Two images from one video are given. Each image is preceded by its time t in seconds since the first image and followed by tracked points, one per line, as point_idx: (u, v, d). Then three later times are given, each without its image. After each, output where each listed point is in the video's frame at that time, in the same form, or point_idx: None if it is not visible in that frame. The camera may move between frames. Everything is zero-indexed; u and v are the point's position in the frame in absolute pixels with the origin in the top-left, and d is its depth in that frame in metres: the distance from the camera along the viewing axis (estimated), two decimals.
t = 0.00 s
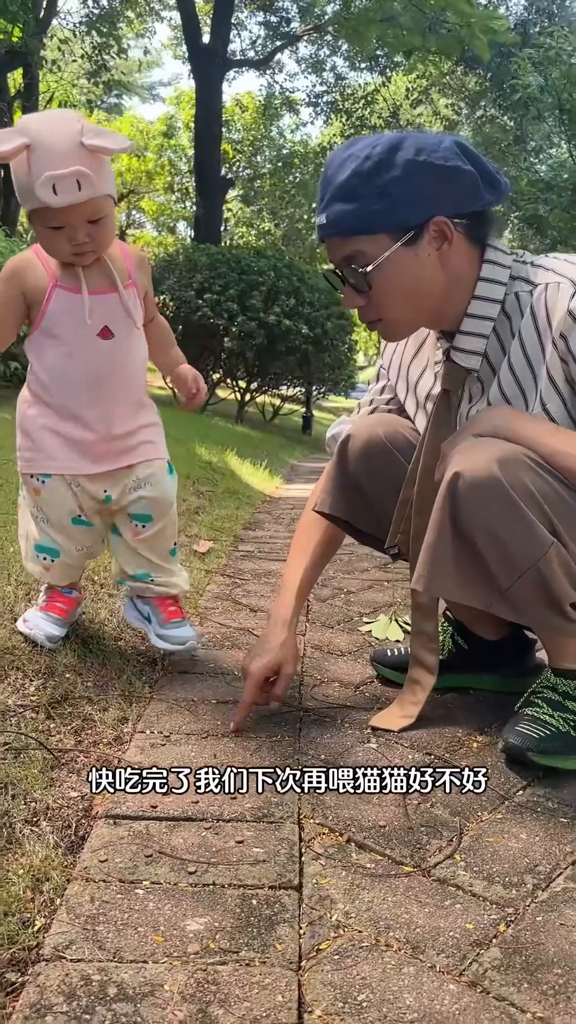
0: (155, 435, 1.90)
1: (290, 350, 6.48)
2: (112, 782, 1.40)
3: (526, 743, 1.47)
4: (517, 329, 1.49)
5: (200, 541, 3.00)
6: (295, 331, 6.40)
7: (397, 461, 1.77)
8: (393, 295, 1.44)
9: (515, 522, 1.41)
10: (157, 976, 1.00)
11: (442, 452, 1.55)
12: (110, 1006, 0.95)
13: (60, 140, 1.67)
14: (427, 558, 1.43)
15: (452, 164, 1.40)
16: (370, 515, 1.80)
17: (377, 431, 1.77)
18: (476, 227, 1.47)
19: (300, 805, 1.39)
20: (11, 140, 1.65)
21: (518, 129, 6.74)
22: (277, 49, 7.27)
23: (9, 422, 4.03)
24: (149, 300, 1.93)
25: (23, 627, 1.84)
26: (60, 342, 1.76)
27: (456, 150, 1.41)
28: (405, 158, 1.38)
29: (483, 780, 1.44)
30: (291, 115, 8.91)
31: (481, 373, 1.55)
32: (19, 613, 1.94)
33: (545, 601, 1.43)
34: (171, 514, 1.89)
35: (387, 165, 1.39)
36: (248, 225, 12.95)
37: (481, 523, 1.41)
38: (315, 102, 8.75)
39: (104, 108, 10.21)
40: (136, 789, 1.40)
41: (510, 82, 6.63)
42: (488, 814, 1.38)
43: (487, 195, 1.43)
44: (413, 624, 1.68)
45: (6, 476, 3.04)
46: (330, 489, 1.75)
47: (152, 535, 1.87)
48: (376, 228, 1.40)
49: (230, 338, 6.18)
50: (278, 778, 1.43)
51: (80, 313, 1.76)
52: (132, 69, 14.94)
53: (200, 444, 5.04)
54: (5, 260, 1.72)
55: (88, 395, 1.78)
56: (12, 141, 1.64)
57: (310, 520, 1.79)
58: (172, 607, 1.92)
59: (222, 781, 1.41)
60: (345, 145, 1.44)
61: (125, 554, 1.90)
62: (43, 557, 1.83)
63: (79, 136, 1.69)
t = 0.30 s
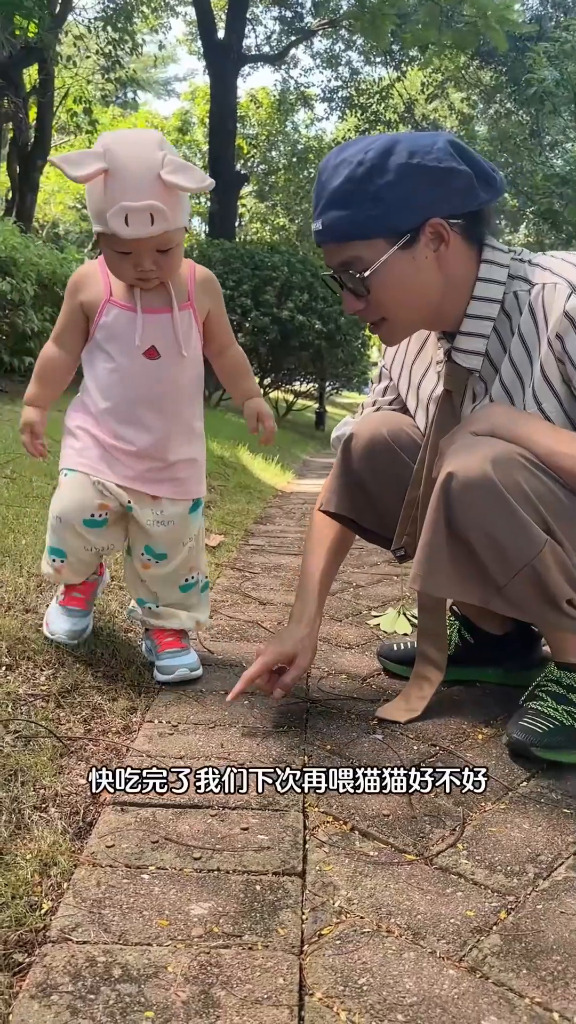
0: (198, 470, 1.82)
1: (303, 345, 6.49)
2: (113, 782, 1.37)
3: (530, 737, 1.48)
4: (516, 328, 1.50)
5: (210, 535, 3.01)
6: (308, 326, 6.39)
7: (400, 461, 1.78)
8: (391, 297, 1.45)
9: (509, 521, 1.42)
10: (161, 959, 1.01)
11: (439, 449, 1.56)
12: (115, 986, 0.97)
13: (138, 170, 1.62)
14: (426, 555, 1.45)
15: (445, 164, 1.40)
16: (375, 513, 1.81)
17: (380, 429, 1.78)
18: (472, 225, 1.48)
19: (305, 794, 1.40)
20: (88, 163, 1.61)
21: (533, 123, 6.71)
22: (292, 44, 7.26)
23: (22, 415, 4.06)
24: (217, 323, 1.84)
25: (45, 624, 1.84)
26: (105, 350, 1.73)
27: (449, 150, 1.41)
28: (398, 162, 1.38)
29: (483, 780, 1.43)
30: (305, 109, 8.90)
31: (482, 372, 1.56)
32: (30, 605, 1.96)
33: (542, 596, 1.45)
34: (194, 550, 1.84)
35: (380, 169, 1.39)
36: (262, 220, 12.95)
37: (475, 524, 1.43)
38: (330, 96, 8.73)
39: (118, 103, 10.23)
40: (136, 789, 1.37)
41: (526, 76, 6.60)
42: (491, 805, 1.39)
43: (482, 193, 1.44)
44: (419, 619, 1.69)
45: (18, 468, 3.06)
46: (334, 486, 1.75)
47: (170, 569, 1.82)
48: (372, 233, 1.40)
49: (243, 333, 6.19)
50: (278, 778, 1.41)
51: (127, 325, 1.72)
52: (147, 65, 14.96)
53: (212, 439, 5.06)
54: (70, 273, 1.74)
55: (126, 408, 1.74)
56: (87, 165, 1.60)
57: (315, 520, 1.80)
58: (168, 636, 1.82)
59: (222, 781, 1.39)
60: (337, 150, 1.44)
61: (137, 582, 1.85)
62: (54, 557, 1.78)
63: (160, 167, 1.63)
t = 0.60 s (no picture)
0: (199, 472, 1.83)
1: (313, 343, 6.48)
2: (113, 782, 1.37)
3: (529, 739, 1.49)
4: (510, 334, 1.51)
5: (217, 533, 3.02)
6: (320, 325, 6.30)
7: (396, 463, 1.77)
8: (389, 304, 1.45)
9: (503, 530, 1.42)
10: (155, 955, 1.02)
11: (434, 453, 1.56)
12: (108, 981, 0.98)
13: (179, 184, 1.58)
14: (422, 562, 1.45)
15: (441, 171, 1.40)
16: (374, 515, 1.81)
17: (377, 433, 1.78)
18: (468, 230, 1.48)
19: (303, 793, 1.40)
20: (130, 171, 1.55)
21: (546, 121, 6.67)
22: (304, 41, 7.25)
23: (33, 412, 4.07)
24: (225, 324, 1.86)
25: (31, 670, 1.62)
26: (115, 347, 1.69)
27: (445, 155, 1.42)
28: (395, 167, 1.38)
29: (483, 780, 1.43)
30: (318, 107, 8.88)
31: (476, 377, 1.57)
32: (34, 602, 1.98)
33: (537, 604, 1.46)
34: (200, 551, 1.83)
35: (377, 175, 1.38)
36: (275, 218, 12.94)
37: (470, 531, 1.43)
38: (343, 94, 8.71)
39: (131, 101, 10.25)
40: (136, 789, 1.38)
41: (540, 73, 6.57)
42: (489, 805, 1.39)
43: (478, 199, 1.44)
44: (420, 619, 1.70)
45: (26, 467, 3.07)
46: (330, 491, 1.77)
47: (183, 567, 1.81)
48: (370, 240, 1.40)
49: (254, 332, 6.19)
50: (279, 778, 1.42)
51: (141, 326, 1.69)
52: (161, 63, 14.97)
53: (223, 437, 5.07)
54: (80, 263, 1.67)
55: (138, 410, 1.71)
56: (130, 176, 1.54)
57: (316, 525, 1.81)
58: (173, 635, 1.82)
59: (222, 781, 1.39)
60: (332, 155, 1.44)
61: (141, 586, 1.82)
62: (54, 558, 1.66)
63: (200, 182, 1.60)
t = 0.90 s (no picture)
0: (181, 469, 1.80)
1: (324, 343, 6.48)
2: (113, 782, 1.37)
3: (537, 743, 1.49)
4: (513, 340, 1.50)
5: (226, 534, 3.02)
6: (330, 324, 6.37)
7: (399, 468, 1.79)
8: (377, 298, 1.46)
9: (504, 537, 1.43)
10: (161, 956, 1.02)
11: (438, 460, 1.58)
12: (114, 982, 0.98)
13: (164, 186, 1.54)
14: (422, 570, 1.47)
15: (467, 181, 1.40)
16: (375, 519, 1.82)
17: (380, 438, 1.80)
18: (479, 247, 1.48)
19: (311, 795, 1.40)
20: (115, 177, 1.51)
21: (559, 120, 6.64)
22: (316, 41, 7.25)
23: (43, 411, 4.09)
24: (189, 322, 1.82)
25: (46, 687, 1.62)
26: (97, 349, 1.62)
27: (476, 167, 1.42)
28: (418, 165, 1.39)
29: (482, 780, 1.43)
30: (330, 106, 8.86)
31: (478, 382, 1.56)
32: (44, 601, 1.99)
33: (541, 610, 1.46)
34: (185, 549, 1.79)
35: (399, 168, 1.40)
36: (286, 218, 12.93)
37: (471, 538, 1.44)
38: (354, 93, 8.70)
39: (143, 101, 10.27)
40: (136, 789, 1.38)
41: (552, 72, 6.54)
42: (497, 807, 1.39)
43: (496, 220, 1.45)
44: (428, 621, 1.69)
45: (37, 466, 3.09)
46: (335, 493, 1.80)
47: (172, 574, 1.76)
48: (374, 228, 1.41)
49: (265, 331, 6.19)
50: (279, 778, 1.42)
51: (128, 329, 1.63)
52: (172, 64, 15.01)
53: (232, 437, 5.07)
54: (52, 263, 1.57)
55: (128, 417, 1.65)
56: (117, 184, 1.50)
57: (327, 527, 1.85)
58: (179, 638, 1.81)
59: (221, 781, 1.39)
60: (365, 135, 1.45)
61: (137, 593, 1.79)
62: (62, 585, 1.63)
63: (185, 184, 1.57)
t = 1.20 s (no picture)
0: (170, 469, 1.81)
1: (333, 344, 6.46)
2: (113, 782, 1.37)
3: (547, 747, 1.49)
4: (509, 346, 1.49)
5: (235, 534, 3.02)
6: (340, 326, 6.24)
7: (397, 478, 1.87)
8: (369, 275, 1.49)
9: (500, 548, 1.41)
10: (169, 958, 1.02)
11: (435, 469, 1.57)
12: (122, 983, 0.98)
13: (170, 183, 1.55)
14: (426, 588, 1.45)
15: (481, 178, 1.41)
16: (375, 530, 1.94)
17: (377, 448, 1.89)
18: (482, 246, 1.50)
19: (320, 797, 1.40)
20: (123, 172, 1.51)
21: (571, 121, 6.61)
22: (327, 42, 7.25)
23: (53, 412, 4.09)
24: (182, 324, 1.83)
25: (55, 688, 1.62)
26: (93, 351, 1.61)
27: (495, 167, 1.43)
28: (435, 151, 1.41)
29: (483, 780, 1.43)
30: (340, 108, 8.85)
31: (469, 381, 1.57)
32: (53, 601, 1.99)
33: (540, 618, 1.44)
34: (179, 548, 1.79)
35: (415, 149, 1.42)
36: (296, 219, 12.92)
37: (469, 550, 1.42)
38: (365, 94, 8.69)
39: (154, 102, 10.29)
40: (136, 789, 1.37)
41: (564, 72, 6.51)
42: (507, 810, 1.38)
43: (501, 223, 1.46)
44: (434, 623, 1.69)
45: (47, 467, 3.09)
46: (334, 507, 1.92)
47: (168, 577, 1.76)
48: (378, 206, 1.44)
49: (274, 332, 6.18)
50: (281, 778, 1.41)
51: (125, 330, 1.62)
52: (183, 66, 15.04)
53: (242, 437, 5.07)
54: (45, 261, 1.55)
55: (124, 417, 1.65)
56: (126, 182, 1.49)
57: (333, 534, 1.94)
58: (188, 639, 1.82)
59: (221, 781, 1.39)
60: (391, 111, 1.47)
61: (132, 595, 1.78)
62: (68, 589, 1.63)
63: (191, 181, 1.58)
